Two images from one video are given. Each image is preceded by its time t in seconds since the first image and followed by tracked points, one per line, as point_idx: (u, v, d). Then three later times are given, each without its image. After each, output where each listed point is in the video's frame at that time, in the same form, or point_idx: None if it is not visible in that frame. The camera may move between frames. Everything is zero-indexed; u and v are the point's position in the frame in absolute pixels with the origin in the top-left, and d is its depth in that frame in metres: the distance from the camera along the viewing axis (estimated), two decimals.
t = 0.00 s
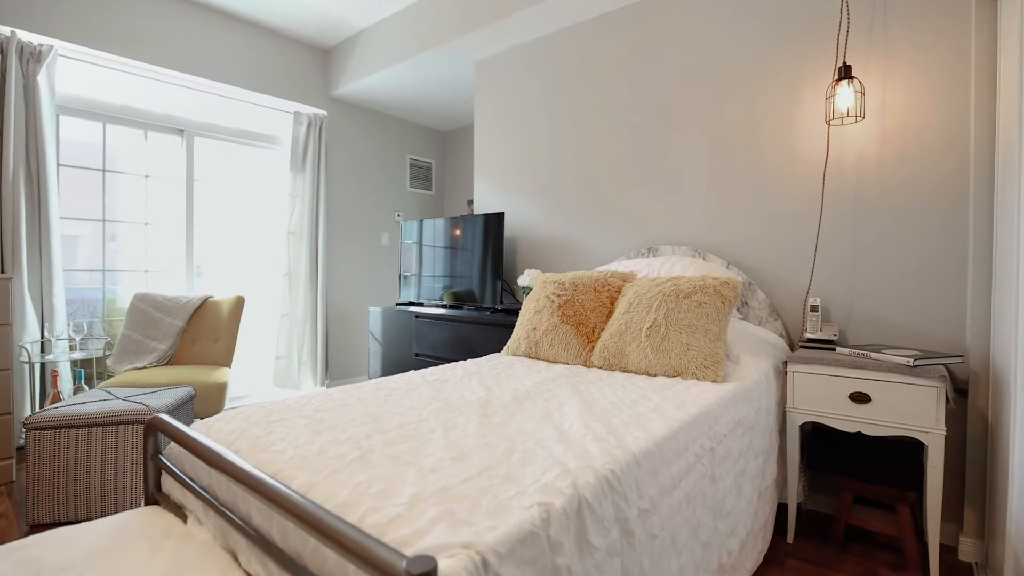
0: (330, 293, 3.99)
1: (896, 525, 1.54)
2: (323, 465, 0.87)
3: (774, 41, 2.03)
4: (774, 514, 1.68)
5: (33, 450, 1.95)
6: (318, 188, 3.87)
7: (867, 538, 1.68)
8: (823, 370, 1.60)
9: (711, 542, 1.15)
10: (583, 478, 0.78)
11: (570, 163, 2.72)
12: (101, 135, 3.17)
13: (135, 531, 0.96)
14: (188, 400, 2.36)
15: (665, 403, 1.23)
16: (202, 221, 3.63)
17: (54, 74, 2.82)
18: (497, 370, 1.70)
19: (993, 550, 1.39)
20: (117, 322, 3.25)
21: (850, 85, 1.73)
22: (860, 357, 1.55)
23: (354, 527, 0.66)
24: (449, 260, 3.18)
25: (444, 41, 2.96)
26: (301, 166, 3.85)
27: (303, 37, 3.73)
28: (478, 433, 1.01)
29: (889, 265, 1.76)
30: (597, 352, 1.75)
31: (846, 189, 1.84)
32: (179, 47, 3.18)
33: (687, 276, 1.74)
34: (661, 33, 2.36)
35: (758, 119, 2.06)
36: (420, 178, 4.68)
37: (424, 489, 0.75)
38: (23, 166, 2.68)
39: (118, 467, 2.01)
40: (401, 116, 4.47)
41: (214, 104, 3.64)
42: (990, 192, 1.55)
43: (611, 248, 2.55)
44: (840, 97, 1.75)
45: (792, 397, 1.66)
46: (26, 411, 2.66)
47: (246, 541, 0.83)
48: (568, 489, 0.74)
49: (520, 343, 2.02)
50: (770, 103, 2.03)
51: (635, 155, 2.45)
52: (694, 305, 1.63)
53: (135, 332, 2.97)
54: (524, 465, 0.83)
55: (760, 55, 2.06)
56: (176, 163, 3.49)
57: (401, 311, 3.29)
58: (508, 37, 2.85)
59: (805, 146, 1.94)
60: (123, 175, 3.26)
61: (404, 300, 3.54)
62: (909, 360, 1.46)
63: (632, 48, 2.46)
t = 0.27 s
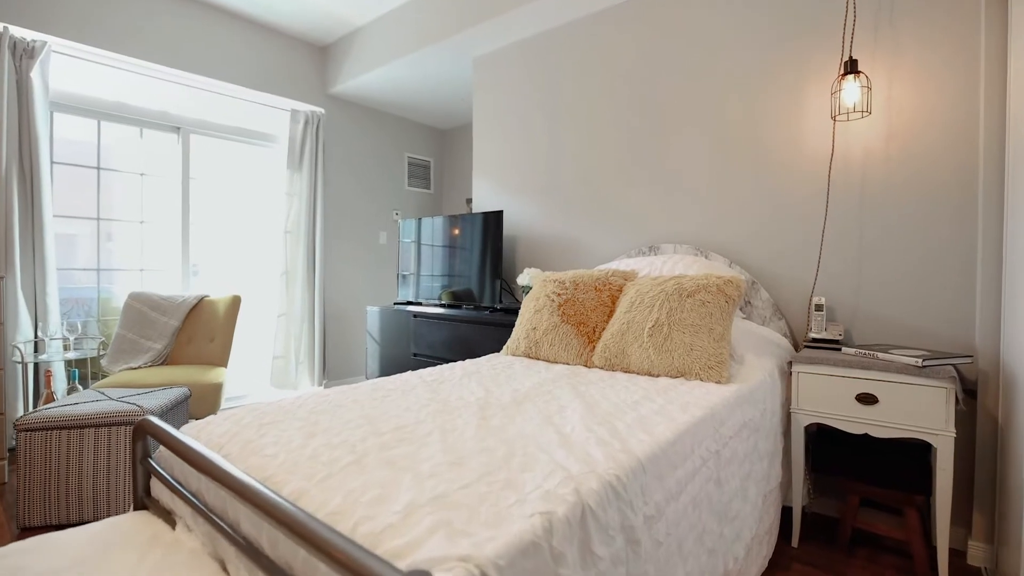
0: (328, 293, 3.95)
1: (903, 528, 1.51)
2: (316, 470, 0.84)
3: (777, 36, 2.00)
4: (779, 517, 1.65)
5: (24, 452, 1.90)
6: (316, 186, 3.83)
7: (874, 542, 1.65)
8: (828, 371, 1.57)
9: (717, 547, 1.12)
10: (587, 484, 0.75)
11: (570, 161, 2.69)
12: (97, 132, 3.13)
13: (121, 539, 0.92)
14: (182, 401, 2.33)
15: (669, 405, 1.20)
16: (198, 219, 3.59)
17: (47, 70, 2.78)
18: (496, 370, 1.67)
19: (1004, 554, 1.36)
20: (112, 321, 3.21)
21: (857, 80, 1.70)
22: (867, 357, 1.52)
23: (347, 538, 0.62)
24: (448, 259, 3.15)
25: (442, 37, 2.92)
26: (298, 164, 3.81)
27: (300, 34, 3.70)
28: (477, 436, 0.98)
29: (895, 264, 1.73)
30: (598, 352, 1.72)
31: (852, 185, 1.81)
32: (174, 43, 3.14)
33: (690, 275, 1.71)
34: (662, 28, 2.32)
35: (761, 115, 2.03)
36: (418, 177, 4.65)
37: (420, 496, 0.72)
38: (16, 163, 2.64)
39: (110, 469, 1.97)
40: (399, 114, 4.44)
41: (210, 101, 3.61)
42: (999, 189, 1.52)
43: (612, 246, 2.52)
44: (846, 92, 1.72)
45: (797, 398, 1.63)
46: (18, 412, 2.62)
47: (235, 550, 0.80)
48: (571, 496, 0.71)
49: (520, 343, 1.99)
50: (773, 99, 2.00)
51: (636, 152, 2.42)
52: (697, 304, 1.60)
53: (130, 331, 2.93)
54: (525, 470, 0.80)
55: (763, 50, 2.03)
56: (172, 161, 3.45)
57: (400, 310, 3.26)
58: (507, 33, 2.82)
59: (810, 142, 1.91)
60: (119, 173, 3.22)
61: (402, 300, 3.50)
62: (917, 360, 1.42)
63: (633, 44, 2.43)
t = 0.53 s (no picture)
0: (325, 292, 3.92)
1: (912, 532, 1.48)
2: (307, 477, 0.80)
3: (782, 31, 1.96)
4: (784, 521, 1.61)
5: (14, 454, 1.87)
6: (314, 185, 3.80)
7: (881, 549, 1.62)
8: (835, 372, 1.53)
9: (724, 554, 1.08)
10: (591, 491, 0.71)
11: (570, 158, 2.65)
12: (92, 130, 3.09)
13: (105, 548, 0.88)
14: (177, 402, 2.29)
15: (674, 407, 1.16)
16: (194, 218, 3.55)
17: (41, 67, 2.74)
18: (495, 371, 1.63)
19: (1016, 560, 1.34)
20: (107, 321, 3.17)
21: (864, 75, 1.66)
22: (875, 358, 1.49)
23: (338, 552, 0.59)
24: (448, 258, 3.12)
25: (441, 34, 2.88)
26: (295, 162, 3.78)
27: (297, 31, 3.66)
28: (476, 440, 0.94)
29: (903, 262, 1.69)
30: (600, 353, 1.68)
31: (859, 182, 1.78)
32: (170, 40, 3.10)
33: (694, 274, 1.67)
34: (665, 24, 2.29)
35: (766, 111, 2.00)
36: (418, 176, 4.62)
37: (416, 505, 0.68)
38: (8, 161, 2.59)
39: (104, 471, 1.94)
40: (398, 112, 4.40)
41: (207, 99, 3.57)
42: (1011, 187, 1.49)
43: (614, 245, 2.49)
44: (853, 87, 1.69)
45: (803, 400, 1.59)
46: (11, 413, 2.58)
47: (222, 561, 0.76)
48: (576, 506, 0.67)
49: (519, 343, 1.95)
50: (778, 95, 1.96)
51: (638, 149, 2.38)
52: (701, 303, 1.56)
53: (125, 331, 2.89)
54: (526, 477, 0.76)
55: (768, 45, 1.99)
56: (168, 159, 3.41)
57: (398, 310, 3.22)
58: (506, 30, 2.78)
59: (816, 138, 1.87)
60: (114, 171, 3.18)
61: (401, 299, 3.47)
62: (927, 361, 1.39)
63: (635, 39, 2.39)
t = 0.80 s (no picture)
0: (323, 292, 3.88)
1: (922, 539, 1.46)
2: (297, 485, 0.76)
3: (787, 25, 1.92)
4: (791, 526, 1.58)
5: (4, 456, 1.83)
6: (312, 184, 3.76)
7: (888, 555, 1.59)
8: (843, 373, 1.50)
9: (732, 563, 1.05)
10: (596, 501, 0.68)
11: (571, 156, 2.61)
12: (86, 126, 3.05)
13: (87, 558, 0.85)
14: (171, 403, 2.25)
15: (679, 410, 1.13)
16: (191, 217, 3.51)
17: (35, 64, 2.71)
18: (494, 373, 1.59)
19: None
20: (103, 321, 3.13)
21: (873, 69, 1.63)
22: (885, 358, 1.45)
23: (327, 568, 0.55)
24: (446, 258, 3.08)
25: (439, 30, 2.84)
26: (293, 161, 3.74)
27: (295, 28, 3.62)
28: (475, 445, 0.90)
29: (912, 261, 1.65)
30: (602, 354, 1.65)
31: (867, 179, 1.74)
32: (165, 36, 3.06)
33: (697, 273, 1.64)
34: (667, 19, 2.25)
35: (770, 107, 1.96)
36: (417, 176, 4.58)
37: (411, 517, 0.64)
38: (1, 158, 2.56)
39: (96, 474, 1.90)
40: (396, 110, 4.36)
41: (203, 97, 3.53)
42: None
43: (615, 244, 2.45)
44: (861, 81, 1.65)
45: (810, 402, 1.56)
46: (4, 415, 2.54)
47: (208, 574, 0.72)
48: (580, 517, 0.64)
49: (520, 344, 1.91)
50: (783, 90, 1.93)
51: (640, 146, 2.35)
52: (705, 303, 1.53)
53: (119, 331, 2.86)
54: (527, 485, 0.73)
55: (772, 40, 1.96)
56: (164, 157, 3.37)
57: (396, 310, 3.19)
58: (505, 26, 2.74)
59: (822, 134, 1.83)
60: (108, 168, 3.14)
61: (399, 299, 3.43)
62: (939, 362, 1.35)
63: (636, 35, 2.36)
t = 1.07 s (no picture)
0: (321, 293, 3.85)
1: (928, 539, 1.44)
2: (284, 493, 0.72)
3: (792, 20, 1.88)
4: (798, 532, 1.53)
5: None
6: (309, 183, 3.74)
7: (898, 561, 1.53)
8: (852, 374, 1.46)
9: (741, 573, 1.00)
10: (601, 513, 0.64)
11: (572, 153, 2.57)
12: (79, 124, 3.00)
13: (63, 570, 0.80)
14: (164, 405, 2.21)
15: (685, 414, 1.08)
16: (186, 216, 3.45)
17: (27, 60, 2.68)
18: (493, 374, 1.55)
19: None
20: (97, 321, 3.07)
21: (882, 62, 1.59)
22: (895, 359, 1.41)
23: None
24: (445, 258, 3.04)
25: (438, 27, 2.80)
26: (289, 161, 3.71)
27: (292, 24, 3.58)
28: (473, 452, 0.86)
29: (924, 257, 1.61)
30: (604, 355, 1.60)
31: (877, 174, 1.70)
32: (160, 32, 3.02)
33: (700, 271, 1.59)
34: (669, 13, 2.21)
35: (775, 103, 1.92)
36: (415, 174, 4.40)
37: (403, 529, 0.60)
38: None
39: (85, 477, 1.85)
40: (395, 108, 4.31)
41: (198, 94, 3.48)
42: None
43: (617, 243, 2.40)
44: (870, 74, 1.61)
45: (817, 404, 1.52)
46: None
47: None
48: (584, 531, 0.59)
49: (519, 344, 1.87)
50: (788, 85, 1.89)
51: (642, 142, 2.30)
52: (710, 302, 1.49)
53: (113, 331, 2.82)
54: (528, 494, 0.69)
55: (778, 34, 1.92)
56: (159, 155, 3.33)
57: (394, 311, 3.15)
58: (505, 22, 2.70)
59: (829, 129, 1.79)
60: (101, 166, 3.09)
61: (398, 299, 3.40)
62: (952, 363, 1.31)
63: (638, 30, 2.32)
